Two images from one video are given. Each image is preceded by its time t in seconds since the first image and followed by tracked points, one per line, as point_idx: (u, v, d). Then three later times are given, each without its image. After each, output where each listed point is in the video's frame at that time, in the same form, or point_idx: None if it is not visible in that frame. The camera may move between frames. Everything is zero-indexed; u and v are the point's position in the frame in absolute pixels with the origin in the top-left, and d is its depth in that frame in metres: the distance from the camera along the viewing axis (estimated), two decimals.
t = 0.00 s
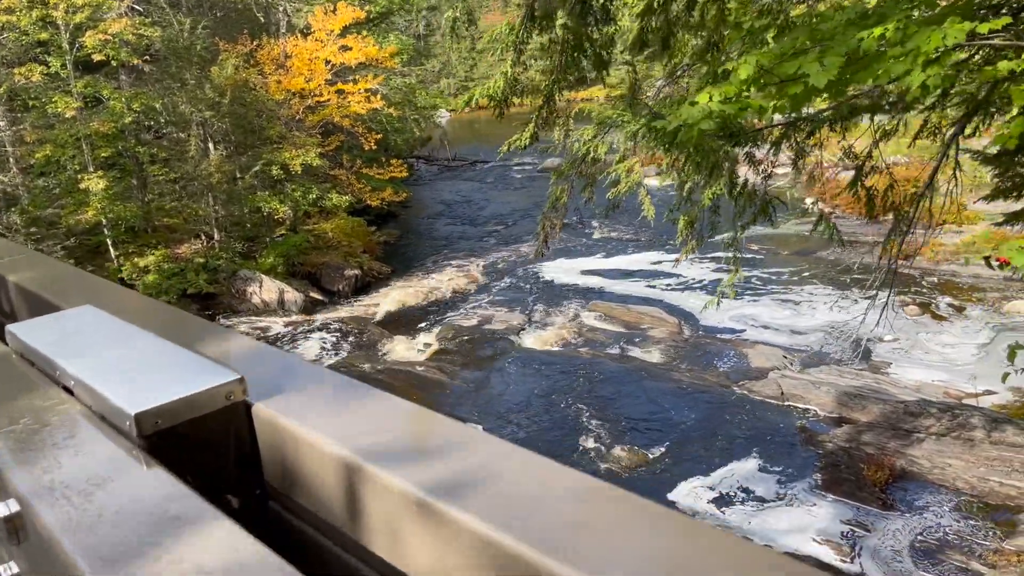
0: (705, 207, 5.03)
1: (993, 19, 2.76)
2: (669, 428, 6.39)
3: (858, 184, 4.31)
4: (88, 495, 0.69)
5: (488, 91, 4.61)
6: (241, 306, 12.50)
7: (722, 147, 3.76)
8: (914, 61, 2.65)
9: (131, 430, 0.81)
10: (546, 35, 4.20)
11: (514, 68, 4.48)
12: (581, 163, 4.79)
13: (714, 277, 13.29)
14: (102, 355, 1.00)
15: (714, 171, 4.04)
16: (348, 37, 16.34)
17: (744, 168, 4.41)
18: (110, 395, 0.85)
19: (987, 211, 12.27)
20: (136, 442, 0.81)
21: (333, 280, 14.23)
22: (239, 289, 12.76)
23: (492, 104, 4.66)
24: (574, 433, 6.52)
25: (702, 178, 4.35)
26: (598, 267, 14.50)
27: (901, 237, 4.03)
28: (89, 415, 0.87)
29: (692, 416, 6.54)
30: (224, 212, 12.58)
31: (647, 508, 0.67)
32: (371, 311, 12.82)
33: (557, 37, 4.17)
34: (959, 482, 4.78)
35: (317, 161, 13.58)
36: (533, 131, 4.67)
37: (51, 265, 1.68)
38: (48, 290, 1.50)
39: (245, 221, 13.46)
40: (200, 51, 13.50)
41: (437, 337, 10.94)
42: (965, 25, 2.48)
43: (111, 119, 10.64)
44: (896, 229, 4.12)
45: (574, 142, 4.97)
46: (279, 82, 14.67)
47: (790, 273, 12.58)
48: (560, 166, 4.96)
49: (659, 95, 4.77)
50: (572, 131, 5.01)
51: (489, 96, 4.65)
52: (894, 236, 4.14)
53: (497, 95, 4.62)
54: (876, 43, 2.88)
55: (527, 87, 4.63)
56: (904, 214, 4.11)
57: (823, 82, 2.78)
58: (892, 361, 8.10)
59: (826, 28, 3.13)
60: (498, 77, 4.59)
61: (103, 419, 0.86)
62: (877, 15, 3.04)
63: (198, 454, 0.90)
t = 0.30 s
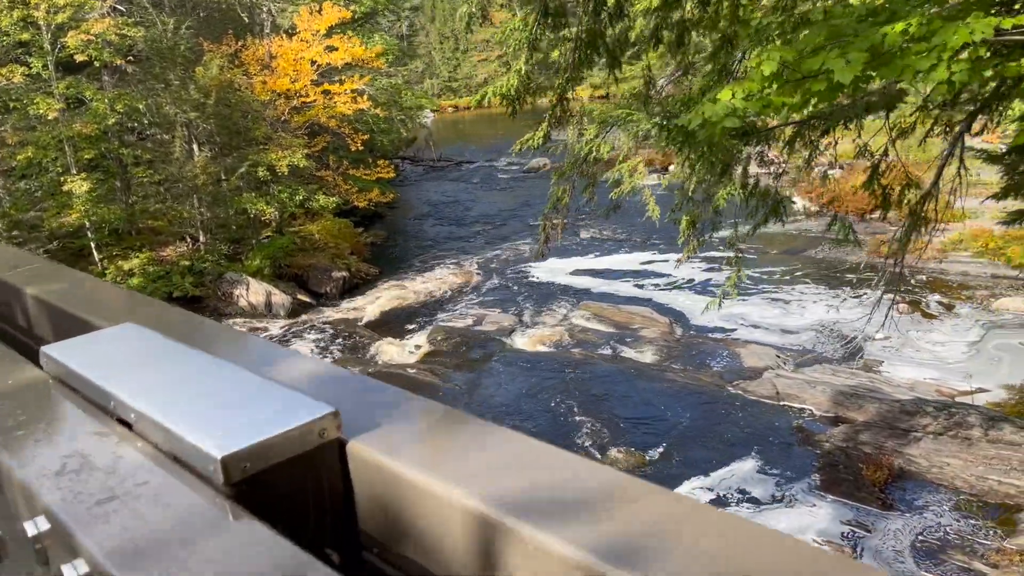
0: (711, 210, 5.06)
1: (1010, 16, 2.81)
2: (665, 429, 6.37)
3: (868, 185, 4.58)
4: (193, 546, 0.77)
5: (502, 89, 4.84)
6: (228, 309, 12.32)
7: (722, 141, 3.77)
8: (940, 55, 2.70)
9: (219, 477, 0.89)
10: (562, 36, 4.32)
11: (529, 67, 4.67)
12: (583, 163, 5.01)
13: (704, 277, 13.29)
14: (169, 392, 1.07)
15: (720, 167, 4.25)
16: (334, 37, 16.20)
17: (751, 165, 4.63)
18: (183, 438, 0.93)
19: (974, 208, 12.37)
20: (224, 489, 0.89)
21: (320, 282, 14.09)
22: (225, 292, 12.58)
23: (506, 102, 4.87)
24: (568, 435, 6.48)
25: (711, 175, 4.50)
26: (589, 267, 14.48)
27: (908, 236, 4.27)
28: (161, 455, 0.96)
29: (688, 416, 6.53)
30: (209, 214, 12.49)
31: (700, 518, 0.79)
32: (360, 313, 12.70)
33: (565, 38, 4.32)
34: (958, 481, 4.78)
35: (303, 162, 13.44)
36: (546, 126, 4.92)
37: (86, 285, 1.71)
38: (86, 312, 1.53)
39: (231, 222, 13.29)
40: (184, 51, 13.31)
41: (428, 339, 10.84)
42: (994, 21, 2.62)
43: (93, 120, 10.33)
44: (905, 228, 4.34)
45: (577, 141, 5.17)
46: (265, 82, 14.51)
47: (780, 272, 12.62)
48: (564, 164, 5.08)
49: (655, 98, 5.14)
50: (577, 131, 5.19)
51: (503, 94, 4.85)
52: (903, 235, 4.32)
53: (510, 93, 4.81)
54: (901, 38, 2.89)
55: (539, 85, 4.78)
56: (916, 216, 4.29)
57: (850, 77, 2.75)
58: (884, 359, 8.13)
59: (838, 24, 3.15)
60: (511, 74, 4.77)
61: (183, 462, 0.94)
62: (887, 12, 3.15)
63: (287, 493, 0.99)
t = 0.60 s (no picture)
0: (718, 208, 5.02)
1: None
2: (662, 431, 6.34)
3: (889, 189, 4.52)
4: None
5: (518, 92, 5.01)
6: (215, 312, 12.14)
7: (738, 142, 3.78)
8: (969, 58, 2.69)
9: (357, 562, 0.59)
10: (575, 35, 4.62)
11: (547, 71, 4.91)
12: (586, 166, 5.07)
13: (694, 277, 13.31)
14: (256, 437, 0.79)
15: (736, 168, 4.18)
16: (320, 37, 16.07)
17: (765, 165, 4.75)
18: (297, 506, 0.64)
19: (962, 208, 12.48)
20: None
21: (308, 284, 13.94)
22: (212, 295, 12.39)
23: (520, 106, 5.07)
24: (564, 439, 6.43)
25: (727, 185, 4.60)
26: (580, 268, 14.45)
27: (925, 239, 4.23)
28: (275, 534, 0.67)
29: (686, 418, 6.51)
30: (195, 216, 12.37)
31: None
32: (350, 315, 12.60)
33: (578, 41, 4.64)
34: (959, 482, 4.78)
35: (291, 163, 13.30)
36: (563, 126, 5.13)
37: (133, 307, 1.44)
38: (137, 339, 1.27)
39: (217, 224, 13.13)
40: (169, 51, 13.15)
41: (419, 341, 10.76)
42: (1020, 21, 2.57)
43: (77, 122, 10.12)
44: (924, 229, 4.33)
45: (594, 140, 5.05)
46: (251, 83, 14.36)
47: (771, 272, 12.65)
48: (571, 165, 5.16)
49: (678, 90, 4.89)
50: (596, 126, 5.08)
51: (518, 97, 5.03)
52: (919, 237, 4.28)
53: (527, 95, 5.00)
54: (931, 38, 2.90)
55: (554, 89, 5.04)
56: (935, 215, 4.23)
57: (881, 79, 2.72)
58: (878, 360, 8.15)
59: (855, 25, 3.13)
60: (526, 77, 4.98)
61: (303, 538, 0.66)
62: (901, 10, 3.13)
63: None
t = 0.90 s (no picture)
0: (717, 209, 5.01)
1: None
2: (657, 433, 6.31)
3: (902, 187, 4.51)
4: None
5: (529, 88, 4.78)
6: (201, 314, 11.96)
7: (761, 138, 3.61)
8: (995, 53, 2.61)
9: None
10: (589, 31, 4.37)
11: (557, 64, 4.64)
12: (586, 166, 5.04)
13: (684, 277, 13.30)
14: (315, 490, 0.72)
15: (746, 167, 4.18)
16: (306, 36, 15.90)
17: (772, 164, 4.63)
18: None
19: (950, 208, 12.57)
20: None
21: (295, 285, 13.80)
22: (198, 297, 12.19)
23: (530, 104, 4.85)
24: (558, 442, 6.37)
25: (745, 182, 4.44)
26: (570, 268, 14.41)
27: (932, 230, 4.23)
28: None
29: (680, 420, 6.48)
30: (180, 218, 12.17)
31: None
32: (338, 317, 12.47)
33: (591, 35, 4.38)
34: (955, 483, 4.77)
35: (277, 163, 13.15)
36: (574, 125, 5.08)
37: (143, 320, 1.34)
38: (150, 357, 1.17)
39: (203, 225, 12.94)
40: (153, 50, 12.93)
41: (408, 343, 10.67)
42: None
43: (59, 122, 9.93)
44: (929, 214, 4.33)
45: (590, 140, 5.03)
46: (236, 82, 14.17)
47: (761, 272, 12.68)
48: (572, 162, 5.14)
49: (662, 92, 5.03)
50: (593, 125, 5.05)
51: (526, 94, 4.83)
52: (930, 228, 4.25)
53: (537, 93, 4.78)
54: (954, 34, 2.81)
55: (563, 84, 4.81)
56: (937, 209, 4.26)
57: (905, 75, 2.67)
58: (870, 359, 8.18)
59: (866, 17, 3.07)
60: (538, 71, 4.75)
61: None
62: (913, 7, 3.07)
63: None
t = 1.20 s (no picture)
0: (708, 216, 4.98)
1: None
2: (646, 438, 6.25)
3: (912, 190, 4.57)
4: None
5: (530, 90, 4.76)
6: (181, 319, 11.73)
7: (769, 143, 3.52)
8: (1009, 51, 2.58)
9: None
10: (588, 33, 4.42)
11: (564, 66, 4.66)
12: (580, 167, 4.91)
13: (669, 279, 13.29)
14: (310, 544, 0.68)
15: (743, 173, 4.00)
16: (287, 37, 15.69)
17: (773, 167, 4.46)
18: None
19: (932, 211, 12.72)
20: None
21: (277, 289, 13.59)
22: (177, 301, 11.96)
23: (532, 105, 4.84)
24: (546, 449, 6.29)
25: (745, 189, 4.31)
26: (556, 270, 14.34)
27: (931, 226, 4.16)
28: None
29: (670, 424, 6.43)
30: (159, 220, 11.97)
31: None
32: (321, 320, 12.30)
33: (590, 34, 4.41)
34: (947, 486, 4.77)
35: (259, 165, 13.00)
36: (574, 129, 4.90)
37: (130, 352, 1.37)
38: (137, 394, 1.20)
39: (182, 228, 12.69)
40: (131, 50, 12.66)
41: (392, 347, 10.54)
42: None
43: (35, 123, 9.66)
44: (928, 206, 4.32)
45: (575, 141, 4.92)
46: (216, 83, 13.93)
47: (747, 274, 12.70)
48: (563, 165, 5.03)
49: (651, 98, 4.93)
50: (581, 126, 4.92)
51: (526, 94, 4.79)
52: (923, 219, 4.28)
53: (537, 93, 4.75)
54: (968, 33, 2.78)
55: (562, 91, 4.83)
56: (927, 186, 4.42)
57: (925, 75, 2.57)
58: (857, 361, 8.21)
59: (870, 19, 3.04)
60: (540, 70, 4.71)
61: None
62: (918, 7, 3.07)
63: None
